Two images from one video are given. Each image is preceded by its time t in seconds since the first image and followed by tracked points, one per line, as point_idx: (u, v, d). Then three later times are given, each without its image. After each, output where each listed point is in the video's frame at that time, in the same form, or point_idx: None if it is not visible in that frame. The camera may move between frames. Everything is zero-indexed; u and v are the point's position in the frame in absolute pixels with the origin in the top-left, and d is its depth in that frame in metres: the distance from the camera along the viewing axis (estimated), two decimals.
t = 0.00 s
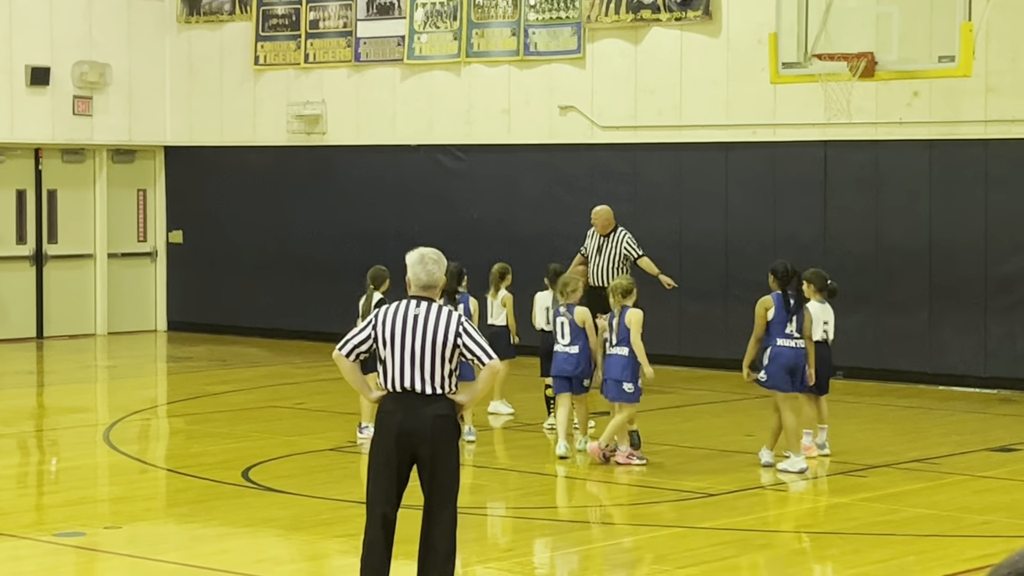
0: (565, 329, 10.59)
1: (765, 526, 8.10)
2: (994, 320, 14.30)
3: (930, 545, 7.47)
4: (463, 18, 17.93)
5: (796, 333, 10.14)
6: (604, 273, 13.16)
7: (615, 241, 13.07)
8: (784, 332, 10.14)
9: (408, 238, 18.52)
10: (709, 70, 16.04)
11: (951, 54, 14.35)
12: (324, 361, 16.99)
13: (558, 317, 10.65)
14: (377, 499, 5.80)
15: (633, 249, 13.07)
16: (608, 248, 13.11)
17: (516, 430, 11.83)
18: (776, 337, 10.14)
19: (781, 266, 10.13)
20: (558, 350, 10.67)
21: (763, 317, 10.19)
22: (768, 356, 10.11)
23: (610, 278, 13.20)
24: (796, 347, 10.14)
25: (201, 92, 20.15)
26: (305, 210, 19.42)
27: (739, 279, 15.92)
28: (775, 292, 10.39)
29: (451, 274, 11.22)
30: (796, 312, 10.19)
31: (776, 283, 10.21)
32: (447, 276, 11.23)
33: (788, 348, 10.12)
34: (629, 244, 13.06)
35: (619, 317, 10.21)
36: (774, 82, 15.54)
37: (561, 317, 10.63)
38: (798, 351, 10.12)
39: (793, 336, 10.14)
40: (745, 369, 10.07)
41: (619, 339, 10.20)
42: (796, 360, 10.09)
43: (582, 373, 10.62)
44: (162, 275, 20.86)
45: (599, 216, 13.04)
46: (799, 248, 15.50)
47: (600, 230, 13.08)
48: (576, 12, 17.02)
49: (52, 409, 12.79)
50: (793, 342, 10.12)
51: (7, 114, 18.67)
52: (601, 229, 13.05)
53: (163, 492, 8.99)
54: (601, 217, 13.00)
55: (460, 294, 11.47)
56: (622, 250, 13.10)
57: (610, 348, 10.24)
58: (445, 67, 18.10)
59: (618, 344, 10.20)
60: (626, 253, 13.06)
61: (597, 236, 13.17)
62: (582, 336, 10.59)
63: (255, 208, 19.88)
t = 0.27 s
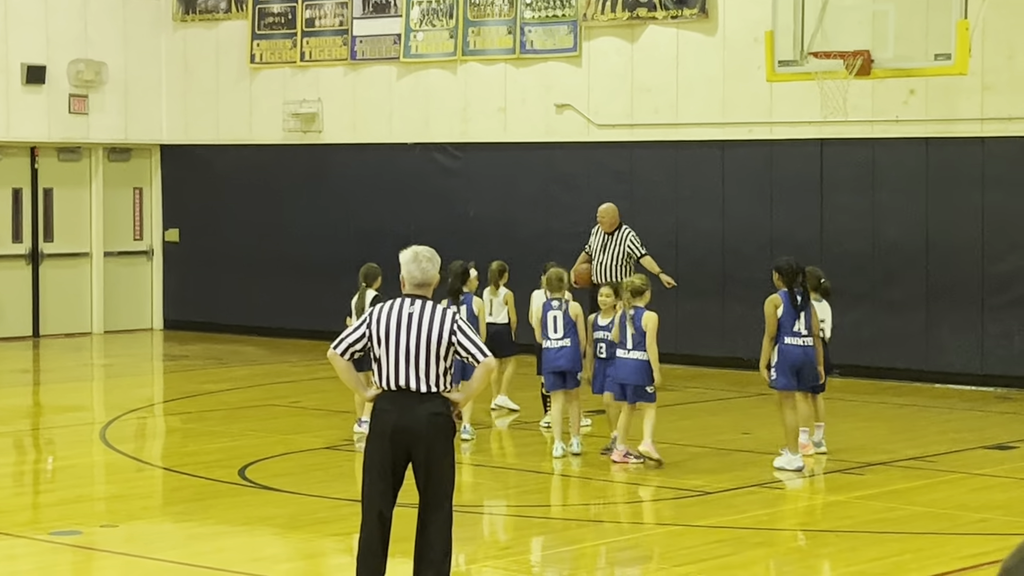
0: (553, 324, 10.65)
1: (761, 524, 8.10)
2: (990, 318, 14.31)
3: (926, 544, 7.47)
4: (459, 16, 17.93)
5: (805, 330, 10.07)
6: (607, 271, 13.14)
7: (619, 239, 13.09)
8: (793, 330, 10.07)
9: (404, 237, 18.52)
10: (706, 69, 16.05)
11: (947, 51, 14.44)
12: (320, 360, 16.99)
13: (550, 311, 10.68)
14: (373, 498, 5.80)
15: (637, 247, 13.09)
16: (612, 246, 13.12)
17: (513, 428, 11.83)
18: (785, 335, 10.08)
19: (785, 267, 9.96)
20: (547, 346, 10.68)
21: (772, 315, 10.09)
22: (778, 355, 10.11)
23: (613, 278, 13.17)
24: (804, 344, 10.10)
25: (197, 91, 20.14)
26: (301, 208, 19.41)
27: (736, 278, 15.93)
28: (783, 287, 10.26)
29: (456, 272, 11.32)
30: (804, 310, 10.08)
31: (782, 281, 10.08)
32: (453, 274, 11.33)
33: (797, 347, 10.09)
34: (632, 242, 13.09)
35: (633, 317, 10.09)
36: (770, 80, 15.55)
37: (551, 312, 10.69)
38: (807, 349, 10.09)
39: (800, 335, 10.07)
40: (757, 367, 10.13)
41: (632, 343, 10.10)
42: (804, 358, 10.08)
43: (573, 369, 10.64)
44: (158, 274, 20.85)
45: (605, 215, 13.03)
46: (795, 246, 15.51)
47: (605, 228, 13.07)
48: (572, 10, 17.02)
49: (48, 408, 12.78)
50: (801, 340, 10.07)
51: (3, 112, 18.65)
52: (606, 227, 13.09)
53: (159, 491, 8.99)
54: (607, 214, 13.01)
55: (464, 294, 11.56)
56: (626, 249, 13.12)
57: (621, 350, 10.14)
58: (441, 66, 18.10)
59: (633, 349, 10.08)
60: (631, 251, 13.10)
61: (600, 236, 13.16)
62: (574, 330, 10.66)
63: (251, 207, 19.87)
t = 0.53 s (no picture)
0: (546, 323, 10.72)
1: (758, 523, 8.11)
2: (987, 317, 14.33)
3: (923, 542, 7.48)
4: (455, 16, 17.94)
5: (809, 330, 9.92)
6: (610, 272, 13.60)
7: (620, 240, 13.54)
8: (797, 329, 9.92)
9: (401, 237, 18.52)
10: (702, 68, 16.05)
11: (945, 52, 14.46)
12: (317, 360, 16.99)
13: (546, 310, 10.73)
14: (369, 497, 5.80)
15: (638, 249, 13.55)
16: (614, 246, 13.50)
17: (510, 427, 11.83)
18: (789, 335, 9.93)
19: (791, 263, 9.91)
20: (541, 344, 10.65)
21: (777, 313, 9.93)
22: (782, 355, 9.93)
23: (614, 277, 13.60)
24: (808, 344, 9.93)
25: (193, 91, 20.14)
26: (298, 207, 19.41)
27: (733, 277, 15.93)
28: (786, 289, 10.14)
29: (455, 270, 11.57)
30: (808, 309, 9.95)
31: (786, 279, 9.98)
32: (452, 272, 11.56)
33: (800, 346, 9.92)
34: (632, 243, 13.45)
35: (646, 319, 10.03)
36: (766, 79, 15.56)
37: (547, 310, 10.75)
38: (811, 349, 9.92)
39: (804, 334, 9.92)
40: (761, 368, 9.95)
41: (645, 344, 10.08)
42: (809, 358, 9.91)
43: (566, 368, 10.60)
44: (155, 274, 20.84)
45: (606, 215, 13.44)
46: (792, 245, 15.51)
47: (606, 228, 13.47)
48: (568, 10, 17.03)
49: (44, 408, 12.77)
50: (806, 340, 9.91)
51: None
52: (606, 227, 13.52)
53: (156, 490, 8.99)
54: (607, 214, 13.42)
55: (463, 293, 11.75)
56: (625, 248, 13.55)
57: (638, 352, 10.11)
58: (437, 65, 18.10)
59: (647, 350, 10.07)
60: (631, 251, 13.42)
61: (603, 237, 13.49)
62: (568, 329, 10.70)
63: (248, 206, 19.86)
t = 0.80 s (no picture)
0: (531, 323, 10.77)
1: (754, 522, 8.11)
2: (983, 317, 14.35)
3: (920, 542, 7.49)
4: (451, 15, 17.94)
5: (814, 330, 9.86)
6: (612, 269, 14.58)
7: (623, 238, 14.56)
8: (801, 330, 9.84)
9: (397, 236, 18.51)
10: (698, 67, 16.05)
11: (939, 50, 14.47)
12: (313, 359, 16.99)
13: (529, 311, 10.77)
14: (365, 497, 5.80)
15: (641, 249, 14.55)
16: (619, 244, 14.58)
17: (507, 426, 11.84)
18: (792, 335, 9.86)
19: (797, 263, 9.84)
20: (528, 344, 10.75)
21: (781, 313, 9.87)
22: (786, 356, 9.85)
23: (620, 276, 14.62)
24: (813, 344, 9.86)
25: (189, 90, 20.13)
26: (294, 207, 19.40)
27: (729, 276, 15.93)
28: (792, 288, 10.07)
29: (455, 269, 11.61)
30: (813, 309, 9.88)
31: (792, 279, 9.90)
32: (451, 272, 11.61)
33: (805, 346, 9.84)
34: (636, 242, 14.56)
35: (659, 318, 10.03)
36: (763, 78, 15.57)
37: (532, 311, 10.78)
38: (815, 349, 9.84)
39: (809, 335, 9.85)
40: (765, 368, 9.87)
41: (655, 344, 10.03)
42: (813, 358, 9.83)
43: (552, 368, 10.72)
44: (151, 273, 20.83)
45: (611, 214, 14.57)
46: (788, 245, 15.52)
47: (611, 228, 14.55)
48: (565, 9, 17.03)
49: (40, 407, 12.76)
50: (810, 340, 9.84)
51: None
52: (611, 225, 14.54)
53: (152, 490, 8.98)
54: (611, 213, 14.50)
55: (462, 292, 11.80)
56: (631, 247, 14.57)
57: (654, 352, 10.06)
58: (433, 65, 18.10)
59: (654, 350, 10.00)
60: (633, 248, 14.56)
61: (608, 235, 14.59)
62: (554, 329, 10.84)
63: (244, 206, 19.85)
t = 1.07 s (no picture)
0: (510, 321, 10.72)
1: (750, 521, 8.11)
2: (979, 317, 14.35)
3: (916, 541, 7.49)
4: (447, 15, 17.94)
5: (820, 330, 9.84)
6: (615, 267, 14.64)
7: (629, 238, 14.57)
8: (807, 330, 9.82)
9: (394, 236, 18.50)
10: (694, 66, 16.05)
11: (935, 49, 14.49)
12: (310, 359, 16.98)
13: (508, 309, 10.71)
14: (361, 497, 5.80)
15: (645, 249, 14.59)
16: (625, 243, 14.64)
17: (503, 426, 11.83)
18: (799, 336, 9.82)
19: (803, 263, 9.80)
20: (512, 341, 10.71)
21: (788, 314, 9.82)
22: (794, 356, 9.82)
23: (622, 274, 14.70)
24: (819, 344, 9.85)
25: (185, 90, 20.12)
26: (290, 206, 19.38)
27: (724, 276, 15.94)
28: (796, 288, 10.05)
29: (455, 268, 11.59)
30: (820, 309, 9.87)
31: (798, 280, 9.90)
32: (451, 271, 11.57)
33: (811, 347, 9.82)
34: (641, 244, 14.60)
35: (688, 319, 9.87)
36: (758, 78, 15.58)
37: (510, 309, 10.72)
38: (822, 350, 9.83)
39: (815, 334, 9.83)
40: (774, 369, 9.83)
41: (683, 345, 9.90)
42: (819, 359, 9.82)
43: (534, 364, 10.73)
44: (147, 273, 20.83)
45: (620, 215, 14.65)
46: (784, 245, 15.53)
47: (619, 226, 14.61)
48: (560, 9, 17.03)
49: (36, 408, 12.75)
50: (815, 340, 9.82)
51: None
52: (617, 224, 14.58)
53: (148, 490, 8.98)
54: (619, 212, 14.61)
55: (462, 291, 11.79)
56: (636, 247, 14.63)
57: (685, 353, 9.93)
58: (429, 64, 18.10)
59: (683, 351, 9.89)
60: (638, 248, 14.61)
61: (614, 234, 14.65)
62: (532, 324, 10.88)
63: (240, 206, 19.84)
